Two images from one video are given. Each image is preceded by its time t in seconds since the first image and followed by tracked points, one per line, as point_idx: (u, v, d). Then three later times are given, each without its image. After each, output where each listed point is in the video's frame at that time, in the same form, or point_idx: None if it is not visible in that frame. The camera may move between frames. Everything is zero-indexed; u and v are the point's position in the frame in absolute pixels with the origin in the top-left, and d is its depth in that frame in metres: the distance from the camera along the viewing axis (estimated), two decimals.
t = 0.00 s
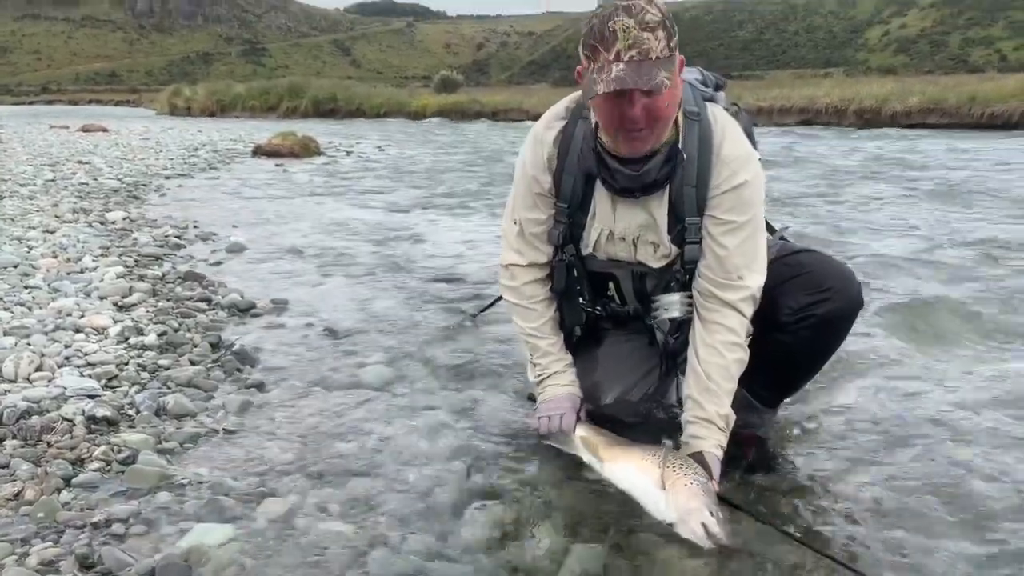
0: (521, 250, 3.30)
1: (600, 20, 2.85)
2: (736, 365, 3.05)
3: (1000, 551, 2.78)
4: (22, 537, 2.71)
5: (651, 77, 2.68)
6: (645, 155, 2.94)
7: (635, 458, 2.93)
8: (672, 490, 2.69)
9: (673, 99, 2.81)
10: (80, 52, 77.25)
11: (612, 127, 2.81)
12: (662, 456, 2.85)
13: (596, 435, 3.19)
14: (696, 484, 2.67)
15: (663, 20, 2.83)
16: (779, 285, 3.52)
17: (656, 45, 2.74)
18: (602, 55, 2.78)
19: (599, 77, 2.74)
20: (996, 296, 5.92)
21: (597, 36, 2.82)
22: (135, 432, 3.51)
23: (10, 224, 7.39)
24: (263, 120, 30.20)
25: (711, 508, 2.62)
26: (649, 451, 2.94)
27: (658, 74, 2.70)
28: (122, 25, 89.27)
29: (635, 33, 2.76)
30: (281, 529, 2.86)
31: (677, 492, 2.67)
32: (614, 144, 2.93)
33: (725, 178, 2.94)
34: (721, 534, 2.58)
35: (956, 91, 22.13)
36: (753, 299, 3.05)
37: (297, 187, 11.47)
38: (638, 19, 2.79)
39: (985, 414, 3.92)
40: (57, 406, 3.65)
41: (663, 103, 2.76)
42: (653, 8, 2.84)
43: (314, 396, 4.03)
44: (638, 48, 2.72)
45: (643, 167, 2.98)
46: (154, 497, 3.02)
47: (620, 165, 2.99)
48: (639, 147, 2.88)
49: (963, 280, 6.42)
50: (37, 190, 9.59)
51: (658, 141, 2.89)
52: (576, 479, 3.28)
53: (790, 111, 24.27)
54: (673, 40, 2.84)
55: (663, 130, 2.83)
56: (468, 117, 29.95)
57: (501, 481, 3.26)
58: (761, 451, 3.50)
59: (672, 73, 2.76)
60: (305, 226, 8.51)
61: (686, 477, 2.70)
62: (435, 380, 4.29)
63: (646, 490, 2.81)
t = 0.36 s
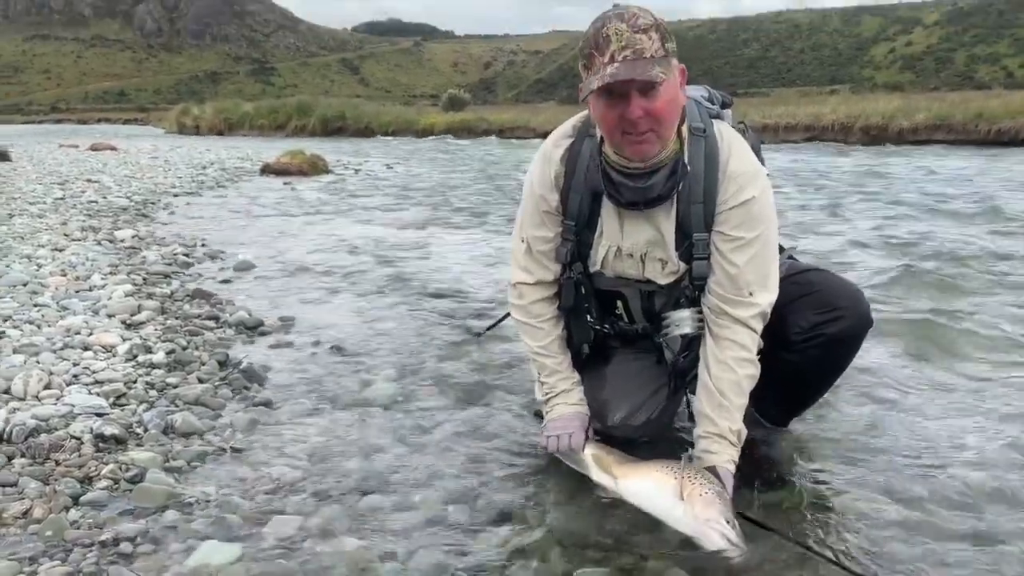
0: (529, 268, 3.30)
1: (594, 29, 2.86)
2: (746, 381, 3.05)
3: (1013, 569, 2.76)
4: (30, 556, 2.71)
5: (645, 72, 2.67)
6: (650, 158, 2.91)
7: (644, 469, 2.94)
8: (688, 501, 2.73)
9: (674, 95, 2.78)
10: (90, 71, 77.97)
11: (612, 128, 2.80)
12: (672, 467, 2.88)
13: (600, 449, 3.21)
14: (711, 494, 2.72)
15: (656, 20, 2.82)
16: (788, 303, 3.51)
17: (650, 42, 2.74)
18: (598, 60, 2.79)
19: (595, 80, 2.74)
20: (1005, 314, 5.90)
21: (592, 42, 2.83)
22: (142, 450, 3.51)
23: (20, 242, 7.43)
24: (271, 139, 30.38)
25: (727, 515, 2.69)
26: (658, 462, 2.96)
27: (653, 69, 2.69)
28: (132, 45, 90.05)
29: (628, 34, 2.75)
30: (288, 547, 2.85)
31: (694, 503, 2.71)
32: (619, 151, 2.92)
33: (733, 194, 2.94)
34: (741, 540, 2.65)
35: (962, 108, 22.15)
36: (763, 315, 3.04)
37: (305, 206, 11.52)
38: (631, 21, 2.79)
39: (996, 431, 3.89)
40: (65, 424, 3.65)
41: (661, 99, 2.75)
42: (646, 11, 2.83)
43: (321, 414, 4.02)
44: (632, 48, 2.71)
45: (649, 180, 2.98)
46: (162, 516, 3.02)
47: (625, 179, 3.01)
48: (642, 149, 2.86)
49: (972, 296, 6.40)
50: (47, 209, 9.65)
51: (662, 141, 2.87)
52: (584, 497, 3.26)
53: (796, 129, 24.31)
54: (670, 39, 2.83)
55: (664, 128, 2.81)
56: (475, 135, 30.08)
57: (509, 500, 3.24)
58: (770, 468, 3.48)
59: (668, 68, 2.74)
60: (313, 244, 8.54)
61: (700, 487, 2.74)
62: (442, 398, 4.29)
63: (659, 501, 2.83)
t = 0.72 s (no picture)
0: (540, 280, 3.29)
1: (618, 65, 2.85)
2: (756, 397, 3.03)
3: None
4: (40, 568, 2.70)
5: (669, 123, 2.68)
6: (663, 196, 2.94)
7: (655, 487, 2.88)
8: (693, 522, 2.66)
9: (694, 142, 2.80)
10: (103, 86, 78.68)
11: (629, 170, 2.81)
12: (681, 485, 2.80)
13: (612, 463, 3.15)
14: (715, 516, 2.63)
15: (682, 65, 2.82)
16: (798, 314, 3.50)
17: (674, 90, 2.74)
18: (620, 102, 2.78)
19: (617, 124, 2.74)
20: (1018, 326, 5.85)
21: (615, 82, 2.82)
22: (153, 463, 3.51)
23: (32, 255, 7.47)
24: (282, 152, 30.52)
25: (732, 539, 2.60)
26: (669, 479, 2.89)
27: (677, 120, 2.70)
28: (144, 60, 90.83)
29: (653, 81, 2.75)
30: (297, 561, 2.84)
31: (698, 525, 2.64)
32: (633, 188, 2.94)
33: (744, 210, 2.93)
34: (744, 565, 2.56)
35: (974, 120, 22.08)
36: (773, 330, 3.02)
37: (315, 218, 11.56)
38: (657, 66, 2.78)
39: (1011, 445, 3.85)
40: (76, 437, 3.65)
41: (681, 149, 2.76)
42: (672, 53, 2.82)
43: (331, 426, 4.02)
44: (656, 95, 2.72)
45: (662, 199, 2.97)
46: (172, 528, 3.01)
47: (638, 198, 2.99)
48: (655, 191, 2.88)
49: (986, 309, 6.35)
50: (59, 222, 9.71)
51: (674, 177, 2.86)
52: (594, 511, 3.24)
53: (806, 141, 24.27)
54: (691, 83, 2.84)
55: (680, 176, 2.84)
56: (484, 148, 30.16)
57: (519, 513, 3.22)
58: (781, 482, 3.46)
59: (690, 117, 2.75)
60: (323, 257, 8.56)
61: (705, 508, 2.66)
62: (452, 411, 4.27)
63: (667, 521, 2.77)
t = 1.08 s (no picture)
0: (550, 284, 3.30)
1: (636, 76, 2.85)
2: (765, 403, 3.02)
3: None
4: (51, 570, 2.72)
5: (686, 141, 2.72)
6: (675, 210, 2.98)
7: (659, 500, 2.88)
8: (700, 535, 2.65)
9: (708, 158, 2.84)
10: (114, 90, 79.19)
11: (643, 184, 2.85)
12: (687, 497, 2.80)
13: (621, 474, 3.15)
14: (722, 530, 2.63)
15: (701, 79, 2.84)
16: (808, 316, 3.49)
17: (692, 106, 2.77)
18: (637, 115, 2.80)
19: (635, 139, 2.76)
20: None
21: (633, 95, 2.83)
22: (163, 465, 3.52)
23: (44, 259, 7.52)
24: (290, 156, 30.63)
25: (738, 552, 2.59)
26: (673, 491, 2.89)
27: (694, 139, 2.73)
28: (154, 64, 91.34)
29: (673, 96, 2.78)
30: (306, 564, 2.85)
31: (704, 538, 2.63)
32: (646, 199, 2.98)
33: (755, 216, 2.93)
34: None
35: (984, 121, 21.97)
36: (782, 336, 3.02)
37: (324, 222, 11.59)
38: (676, 80, 2.81)
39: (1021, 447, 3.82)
40: (87, 439, 3.67)
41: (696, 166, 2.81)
42: (691, 67, 2.85)
43: (339, 429, 4.03)
44: (674, 112, 2.75)
45: (674, 207, 2.93)
46: (182, 531, 3.02)
47: (649, 206, 2.96)
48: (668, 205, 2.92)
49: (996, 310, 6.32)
50: (70, 226, 9.78)
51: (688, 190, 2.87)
52: (603, 514, 3.24)
53: (815, 143, 24.21)
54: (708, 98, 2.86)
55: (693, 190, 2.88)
56: (492, 151, 30.20)
57: (528, 517, 3.22)
58: (788, 485, 3.45)
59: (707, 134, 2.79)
60: (332, 260, 8.58)
61: (711, 521, 2.66)
62: (460, 414, 4.28)
63: (671, 533, 2.76)
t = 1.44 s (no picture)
0: (555, 278, 3.29)
1: (616, 46, 2.83)
2: (772, 391, 3.01)
3: None
4: (61, 568, 2.73)
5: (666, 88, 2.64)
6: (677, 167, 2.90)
7: (667, 487, 2.83)
8: (702, 522, 2.60)
9: (696, 106, 2.75)
10: (121, 90, 79.41)
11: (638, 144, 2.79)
12: (693, 484, 2.75)
13: (626, 461, 3.12)
14: (725, 517, 2.57)
15: (677, 35, 2.78)
16: (816, 311, 3.46)
17: (671, 56, 2.71)
18: (619, 76, 2.76)
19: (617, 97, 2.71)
20: None
21: (614, 58, 2.80)
22: (172, 463, 3.54)
23: (52, 259, 7.55)
24: (297, 154, 30.67)
25: (741, 539, 2.53)
26: (682, 478, 2.83)
27: (675, 85, 2.66)
28: (161, 63, 91.51)
29: (650, 49, 2.72)
30: (314, 561, 2.85)
31: (706, 525, 2.58)
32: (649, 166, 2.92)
33: (761, 203, 2.91)
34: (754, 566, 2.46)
35: (993, 115, 21.84)
36: (789, 324, 3.01)
37: (331, 220, 11.60)
38: (652, 37, 2.75)
39: None
40: (96, 438, 3.69)
41: (684, 112, 2.73)
42: (668, 26, 2.80)
43: (347, 427, 4.03)
44: (653, 63, 2.68)
45: (676, 189, 2.98)
46: (191, 529, 3.03)
47: (652, 189, 3.01)
48: (667, 160, 2.84)
49: (1005, 305, 6.29)
50: (78, 226, 9.81)
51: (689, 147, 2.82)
52: (610, 510, 3.24)
53: (823, 137, 24.10)
54: (690, 52, 2.79)
55: (690, 139, 2.79)
56: (498, 148, 30.17)
57: (534, 513, 3.22)
58: (795, 480, 3.44)
59: (690, 81, 2.71)
60: (339, 258, 8.59)
61: (714, 509, 2.60)
62: (467, 411, 4.28)
63: (676, 520, 2.72)
